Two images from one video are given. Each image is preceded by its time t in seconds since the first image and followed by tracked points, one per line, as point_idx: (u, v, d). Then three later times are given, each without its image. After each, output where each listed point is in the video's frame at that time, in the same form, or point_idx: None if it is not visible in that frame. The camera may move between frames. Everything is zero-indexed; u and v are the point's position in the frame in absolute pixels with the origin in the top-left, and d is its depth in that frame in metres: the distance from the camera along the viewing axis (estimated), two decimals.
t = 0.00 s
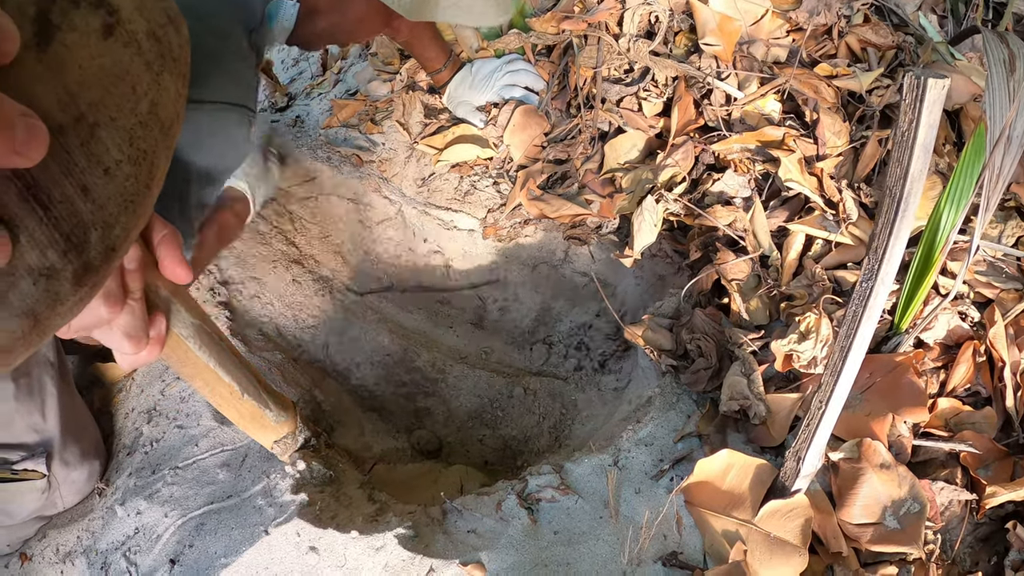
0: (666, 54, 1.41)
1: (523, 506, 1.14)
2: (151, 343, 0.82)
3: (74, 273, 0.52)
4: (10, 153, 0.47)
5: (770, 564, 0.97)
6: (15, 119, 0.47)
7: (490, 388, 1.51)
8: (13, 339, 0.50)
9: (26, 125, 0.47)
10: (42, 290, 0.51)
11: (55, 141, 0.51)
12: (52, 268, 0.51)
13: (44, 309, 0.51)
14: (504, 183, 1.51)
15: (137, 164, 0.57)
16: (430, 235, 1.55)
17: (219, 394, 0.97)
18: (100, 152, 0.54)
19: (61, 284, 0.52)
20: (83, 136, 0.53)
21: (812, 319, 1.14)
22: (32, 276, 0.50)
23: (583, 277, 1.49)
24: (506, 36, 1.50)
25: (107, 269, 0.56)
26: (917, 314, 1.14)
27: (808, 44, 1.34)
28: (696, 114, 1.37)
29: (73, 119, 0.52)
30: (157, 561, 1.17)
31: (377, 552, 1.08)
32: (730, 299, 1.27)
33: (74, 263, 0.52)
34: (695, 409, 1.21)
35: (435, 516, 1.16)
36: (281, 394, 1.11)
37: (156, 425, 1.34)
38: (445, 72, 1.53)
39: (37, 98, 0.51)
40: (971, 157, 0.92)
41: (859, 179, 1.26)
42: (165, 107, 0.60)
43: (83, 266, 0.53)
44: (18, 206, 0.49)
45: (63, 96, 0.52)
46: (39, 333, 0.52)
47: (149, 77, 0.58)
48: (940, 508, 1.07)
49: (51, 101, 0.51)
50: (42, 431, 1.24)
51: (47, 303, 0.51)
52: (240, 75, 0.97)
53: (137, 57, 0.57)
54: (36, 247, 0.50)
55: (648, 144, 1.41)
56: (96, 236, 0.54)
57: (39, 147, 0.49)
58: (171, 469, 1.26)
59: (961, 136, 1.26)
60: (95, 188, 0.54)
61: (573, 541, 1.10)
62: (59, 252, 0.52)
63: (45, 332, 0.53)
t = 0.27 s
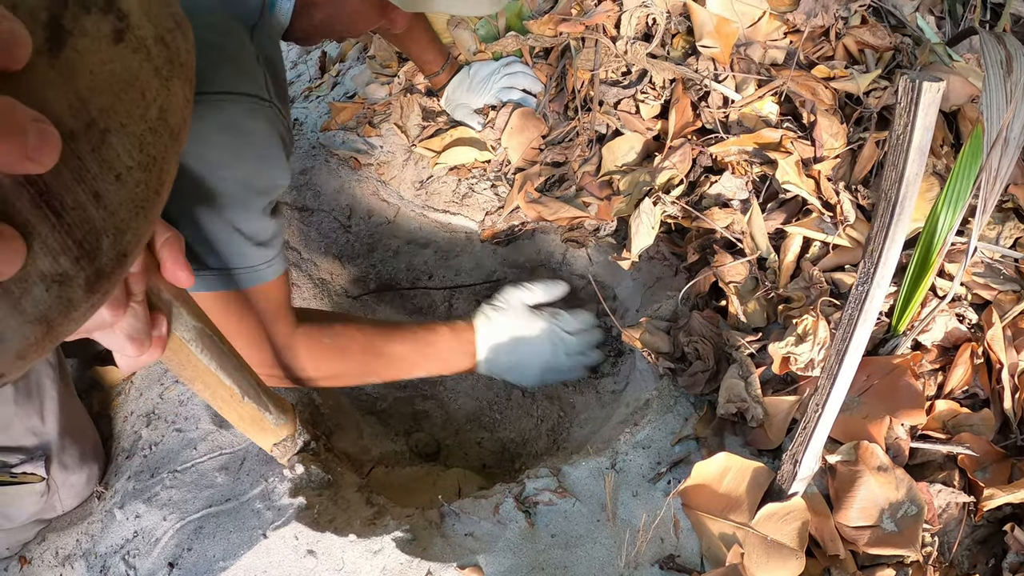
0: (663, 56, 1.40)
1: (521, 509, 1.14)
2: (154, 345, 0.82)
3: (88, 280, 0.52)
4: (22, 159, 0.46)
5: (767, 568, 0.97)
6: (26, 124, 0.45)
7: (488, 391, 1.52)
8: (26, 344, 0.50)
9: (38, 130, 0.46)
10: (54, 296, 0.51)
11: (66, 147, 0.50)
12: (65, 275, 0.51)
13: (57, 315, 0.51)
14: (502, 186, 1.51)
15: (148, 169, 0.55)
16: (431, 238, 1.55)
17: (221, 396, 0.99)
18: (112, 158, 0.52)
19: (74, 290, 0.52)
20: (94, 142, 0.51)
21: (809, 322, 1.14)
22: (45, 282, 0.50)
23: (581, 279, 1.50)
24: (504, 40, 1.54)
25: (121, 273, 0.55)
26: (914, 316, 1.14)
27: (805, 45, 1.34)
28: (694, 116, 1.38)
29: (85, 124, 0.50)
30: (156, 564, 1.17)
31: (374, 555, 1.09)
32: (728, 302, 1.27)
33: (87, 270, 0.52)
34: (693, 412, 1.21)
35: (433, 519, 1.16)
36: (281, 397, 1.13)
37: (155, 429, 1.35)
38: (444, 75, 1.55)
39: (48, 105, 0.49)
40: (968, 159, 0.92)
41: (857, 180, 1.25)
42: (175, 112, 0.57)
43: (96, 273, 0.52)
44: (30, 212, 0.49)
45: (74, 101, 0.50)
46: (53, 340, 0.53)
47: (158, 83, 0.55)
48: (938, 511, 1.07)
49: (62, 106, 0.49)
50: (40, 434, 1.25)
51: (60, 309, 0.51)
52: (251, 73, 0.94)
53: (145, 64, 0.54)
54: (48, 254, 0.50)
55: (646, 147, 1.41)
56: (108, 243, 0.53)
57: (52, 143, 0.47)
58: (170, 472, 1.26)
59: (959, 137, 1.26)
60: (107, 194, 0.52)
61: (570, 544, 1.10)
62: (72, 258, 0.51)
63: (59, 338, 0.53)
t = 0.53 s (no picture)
0: (664, 56, 1.40)
1: (522, 510, 1.14)
2: (188, 319, 0.81)
3: (176, 218, 0.50)
4: (119, 84, 0.43)
5: (768, 568, 0.97)
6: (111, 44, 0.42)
7: (490, 391, 1.52)
8: (111, 276, 0.48)
9: (119, 48, 0.42)
10: (145, 227, 0.48)
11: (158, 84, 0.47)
12: (154, 209, 0.48)
13: (147, 247, 0.49)
14: (502, 187, 1.51)
15: (228, 121, 0.52)
16: (433, 238, 1.56)
17: (241, 376, 1.01)
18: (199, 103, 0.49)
19: (163, 226, 0.49)
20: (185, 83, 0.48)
21: (811, 323, 1.14)
22: (135, 213, 0.48)
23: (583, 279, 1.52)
24: (505, 40, 1.51)
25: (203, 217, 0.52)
26: (916, 316, 1.14)
27: (806, 46, 1.34)
28: (695, 116, 1.37)
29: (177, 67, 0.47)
30: (157, 565, 1.17)
31: (376, 556, 1.09)
32: (729, 303, 1.27)
33: (175, 208, 0.49)
34: (694, 413, 1.21)
35: (434, 520, 1.16)
36: (296, 387, 1.16)
37: (156, 430, 1.35)
38: (444, 76, 1.54)
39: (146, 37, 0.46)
40: (970, 159, 0.92)
41: (858, 181, 1.25)
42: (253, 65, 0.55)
43: (184, 212, 0.50)
44: (122, 142, 0.46)
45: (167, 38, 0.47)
46: (138, 272, 0.50)
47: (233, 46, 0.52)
48: (939, 511, 1.07)
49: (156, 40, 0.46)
50: (41, 435, 1.25)
51: (151, 243, 0.49)
52: (277, 53, 0.87)
53: (222, 26, 0.51)
54: (139, 186, 0.47)
55: (647, 147, 1.41)
56: (196, 182, 0.50)
57: (109, 185, 0.45)
58: (171, 473, 1.27)
59: (960, 138, 1.26)
60: (195, 134, 0.50)
61: (572, 545, 1.10)
62: (161, 194, 0.48)
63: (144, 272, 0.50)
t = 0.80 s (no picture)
0: (670, 57, 1.40)
1: (527, 510, 1.15)
2: (144, 315, 0.83)
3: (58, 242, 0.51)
4: None
5: (772, 569, 0.97)
6: None
7: (495, 393, 1.53)
8: None
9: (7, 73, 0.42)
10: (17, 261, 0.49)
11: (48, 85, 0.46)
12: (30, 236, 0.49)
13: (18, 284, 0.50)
14: (508, 187, 1.51)
15: (138, 120, 0.54)
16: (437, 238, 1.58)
17: (216, 373, 0.98)
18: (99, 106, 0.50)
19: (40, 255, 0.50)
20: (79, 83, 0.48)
21: (817, 324, 1.14)
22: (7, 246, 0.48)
23: (589, 279, 1.51)
24: (511, 41, 1.52)
25: (92, 240, 0.54)
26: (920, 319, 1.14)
27: (812, 47, 1.34)
28: (701, 117, 1.38)
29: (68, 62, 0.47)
30: (163, 563, 1.17)
31: (381, 555, 1.09)
32: (735, 303, 1.27)
33: (57, 230, 0.50)
34: (700, 414, 1.21)
35: (439, 520, 1.16)
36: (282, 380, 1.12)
37: (161, 428, 1.35)
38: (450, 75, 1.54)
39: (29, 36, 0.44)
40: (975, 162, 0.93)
41: (864, 183, 1.25)
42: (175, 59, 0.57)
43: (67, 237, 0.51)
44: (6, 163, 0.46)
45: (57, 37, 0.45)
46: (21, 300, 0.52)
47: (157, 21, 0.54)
48: (944, 513, 1.07)
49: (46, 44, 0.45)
50: (47, 432, 1.26)
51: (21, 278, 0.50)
52: (282, 61, 0.89)
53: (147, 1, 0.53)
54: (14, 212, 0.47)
55: (653, 148, 1.41)
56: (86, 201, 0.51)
57: None
58: (176, 471, 1.27)
59: (966, 140, 1.25)
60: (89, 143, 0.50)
61: (577, 545, 1.10)
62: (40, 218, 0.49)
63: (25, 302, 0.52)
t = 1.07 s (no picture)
0: (670, 60, 1.40)
1: (528, 513, 1.15)
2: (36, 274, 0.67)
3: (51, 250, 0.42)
4: None
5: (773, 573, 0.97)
6: None
7: (495, 396, 1.49)
8: None
9: None
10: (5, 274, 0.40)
11: None
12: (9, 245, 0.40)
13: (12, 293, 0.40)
14: (509, 190, 1.51)
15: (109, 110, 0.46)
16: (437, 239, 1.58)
17: (140, 342, 0.82)
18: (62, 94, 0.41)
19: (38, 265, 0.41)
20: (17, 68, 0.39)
21: (817, 327, 1.15)
22: None
23: (590, 282, 1.49)
24: (512, 44, 1.52)
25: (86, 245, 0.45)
26: (920, 322, 1.14)
27: (813, 49, 1.34)
28: (701, 120, 1.38)
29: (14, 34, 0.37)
30: (164, 567, 1.17)
31: (382, 559, 1.09)
32: (735, 307, 1.27)
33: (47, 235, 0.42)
34: (700, 417, 1.22)
35: (440, 523, 1.17)
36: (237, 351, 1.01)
37: (163, 432, 1.36)
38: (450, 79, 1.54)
39: None
40: (976, 164, 0.92)
41: (864, 186, 1.25)
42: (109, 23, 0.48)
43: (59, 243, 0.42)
44: None
45: None
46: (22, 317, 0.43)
47: None
48: (944, 516, 1.07)
49: None
50: (46, 436, 1.26)
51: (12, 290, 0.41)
52: (247, 83, 0.98)
53: None
54: None
55: (653, 151, 1.41)
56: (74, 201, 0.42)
57: None
58: (178, 475, 1.27)
59: (966, 142, 1.26)
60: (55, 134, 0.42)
61: (577, 548, 1.10)
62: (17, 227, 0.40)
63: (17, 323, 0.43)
